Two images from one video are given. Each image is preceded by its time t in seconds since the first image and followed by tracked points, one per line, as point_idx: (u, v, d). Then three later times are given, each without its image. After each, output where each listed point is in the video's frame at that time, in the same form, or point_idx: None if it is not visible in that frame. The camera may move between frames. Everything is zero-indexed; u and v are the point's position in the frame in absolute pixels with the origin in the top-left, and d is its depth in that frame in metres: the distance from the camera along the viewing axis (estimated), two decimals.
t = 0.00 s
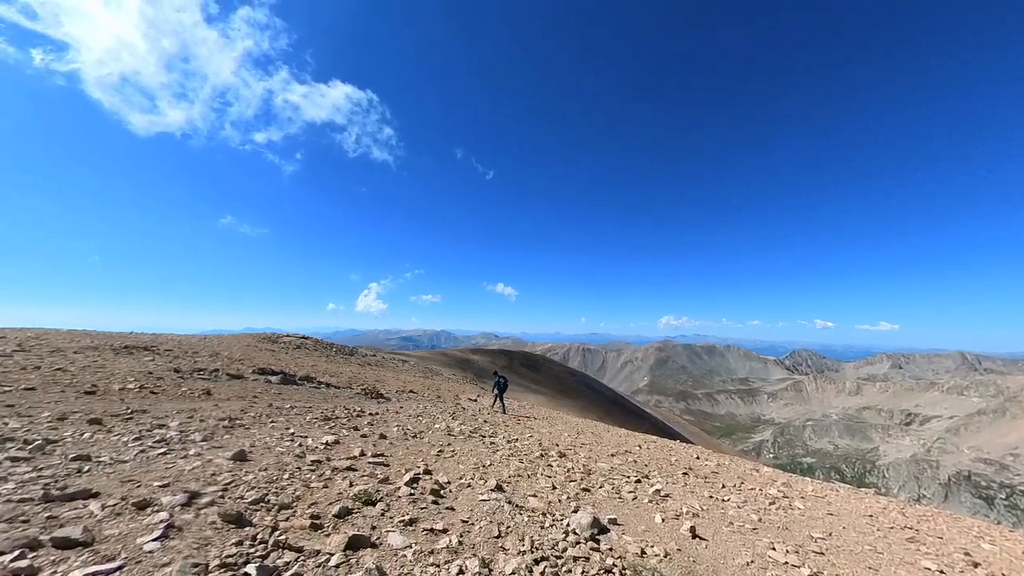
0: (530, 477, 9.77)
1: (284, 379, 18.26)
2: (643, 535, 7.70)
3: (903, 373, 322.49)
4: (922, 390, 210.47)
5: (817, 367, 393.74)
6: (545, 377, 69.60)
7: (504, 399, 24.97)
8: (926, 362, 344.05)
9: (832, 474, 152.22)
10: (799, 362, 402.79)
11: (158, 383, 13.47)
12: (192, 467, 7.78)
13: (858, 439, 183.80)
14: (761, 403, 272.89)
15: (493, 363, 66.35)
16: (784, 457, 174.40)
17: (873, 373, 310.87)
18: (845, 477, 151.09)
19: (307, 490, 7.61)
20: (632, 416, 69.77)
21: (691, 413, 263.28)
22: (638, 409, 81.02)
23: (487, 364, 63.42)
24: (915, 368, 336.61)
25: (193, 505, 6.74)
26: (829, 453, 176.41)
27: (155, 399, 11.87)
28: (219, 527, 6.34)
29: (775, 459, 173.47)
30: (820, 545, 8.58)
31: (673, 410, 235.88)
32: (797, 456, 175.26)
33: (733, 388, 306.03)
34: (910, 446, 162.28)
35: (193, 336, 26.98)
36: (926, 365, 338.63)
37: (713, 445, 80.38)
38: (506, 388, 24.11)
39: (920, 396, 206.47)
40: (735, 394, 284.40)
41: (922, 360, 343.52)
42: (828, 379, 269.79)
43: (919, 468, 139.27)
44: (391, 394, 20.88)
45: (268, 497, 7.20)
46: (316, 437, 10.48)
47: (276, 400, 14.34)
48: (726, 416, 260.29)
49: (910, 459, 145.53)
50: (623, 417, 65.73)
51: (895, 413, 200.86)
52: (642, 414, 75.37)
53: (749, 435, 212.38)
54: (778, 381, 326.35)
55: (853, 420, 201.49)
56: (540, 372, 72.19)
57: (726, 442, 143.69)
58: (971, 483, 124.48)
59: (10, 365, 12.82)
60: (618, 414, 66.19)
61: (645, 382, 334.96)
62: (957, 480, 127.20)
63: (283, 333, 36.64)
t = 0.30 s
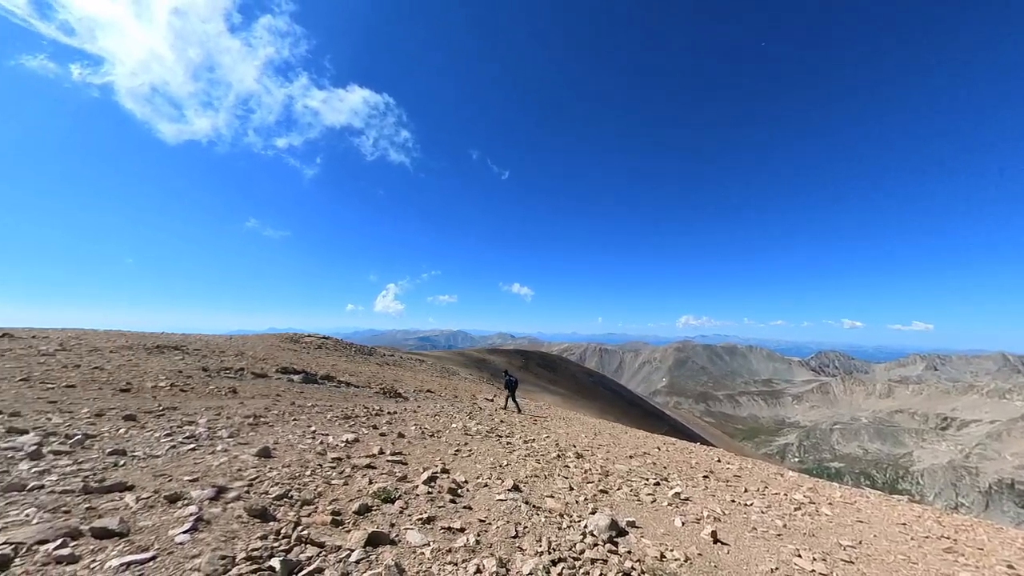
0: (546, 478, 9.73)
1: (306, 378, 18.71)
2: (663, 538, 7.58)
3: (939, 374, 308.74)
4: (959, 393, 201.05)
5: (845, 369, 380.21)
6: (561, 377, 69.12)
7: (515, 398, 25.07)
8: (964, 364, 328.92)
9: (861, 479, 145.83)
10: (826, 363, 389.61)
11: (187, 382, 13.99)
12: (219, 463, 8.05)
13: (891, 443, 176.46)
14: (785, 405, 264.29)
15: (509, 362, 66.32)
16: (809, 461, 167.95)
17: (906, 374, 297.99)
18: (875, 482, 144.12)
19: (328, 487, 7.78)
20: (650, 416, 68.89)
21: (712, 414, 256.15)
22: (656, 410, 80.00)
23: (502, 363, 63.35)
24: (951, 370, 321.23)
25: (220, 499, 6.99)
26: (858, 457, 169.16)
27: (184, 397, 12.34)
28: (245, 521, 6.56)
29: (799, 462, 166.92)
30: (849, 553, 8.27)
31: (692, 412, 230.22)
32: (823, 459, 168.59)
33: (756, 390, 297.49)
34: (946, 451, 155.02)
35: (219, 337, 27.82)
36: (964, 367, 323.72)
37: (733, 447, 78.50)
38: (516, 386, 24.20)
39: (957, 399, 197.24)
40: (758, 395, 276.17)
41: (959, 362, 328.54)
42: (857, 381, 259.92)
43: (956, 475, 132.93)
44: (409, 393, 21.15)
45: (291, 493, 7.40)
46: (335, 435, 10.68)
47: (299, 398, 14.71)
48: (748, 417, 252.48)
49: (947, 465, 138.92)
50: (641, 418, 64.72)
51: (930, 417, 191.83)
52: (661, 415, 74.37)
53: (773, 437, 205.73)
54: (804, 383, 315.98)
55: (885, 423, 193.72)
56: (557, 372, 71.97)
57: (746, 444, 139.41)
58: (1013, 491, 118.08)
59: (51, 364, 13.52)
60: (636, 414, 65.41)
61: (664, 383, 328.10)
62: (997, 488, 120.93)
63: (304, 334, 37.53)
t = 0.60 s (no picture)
0: (563, 479, 9.67)
1: (326, 376, 19.15)
2: (682, 542, 7.44)
3: (979, 376, 294.36)
4: (1001, 397, 191.17)
5: (876, 371, 365.50)
6: (577, 378, 68.55)
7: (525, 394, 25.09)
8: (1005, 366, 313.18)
9: (892, 485, 139.98)
10: (855, 364, 375.41)
11: (215, 380, 14.51)
12: (244, 459, 8.32)
13: (926, 448, 168.89)
14: (811, 407, 255.08)
15: (524, 362, 66.13)
16: (836, 465, 161.19)
17: (941, 376, 284.69)
18: (909, 489, 137.79)
19: (348, 484, 7.93)
20: (669, 417, 67.96)
21: (734, 415, 249.07)
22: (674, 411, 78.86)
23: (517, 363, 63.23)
24: (991, 372, 305.32)
25: (246, 494, 7.22)
26: (890, 463, 161.64)
27: (212, 395, 12.79)
28: (269, 516, 6.74)
29: (825, 466, 160.46)
30: (880, 562, 7.95)
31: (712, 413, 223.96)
32: (852, 464, 161.79)
33: (780, 392, 288.21)
34: (987, 458, 147.48)
35: (243, 337, 28.61)
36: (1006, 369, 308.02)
37: (753, 450, 76.57)
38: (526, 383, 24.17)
39: (999, 404, 187.59)
40: (782, 397, 267.38)
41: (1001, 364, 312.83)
42: (888, 383, 249.45)
43: (997, 482, 126.42)
44: (427, 393, 21.37)
45: (313, 489, 7.59)
46: (355, 433, 10.89)
47: (320, 397, 15.05)
48: (771, 419, 244.39)
49: (987, 473, 132.21)
50: (659, 419, 63.58)
51: (968, 422, 182.62)
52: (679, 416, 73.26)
53: (798, 440, 198.65)
54: (832, 385, 305.13)
55: (920, 428, 185.59)
56: (573, 372, 71.73)
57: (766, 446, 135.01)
58: None
59: (90, 362, 14.23)
60: (653, 415, 64.57)
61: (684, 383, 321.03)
62: None
63: (324, 334, 38.37)
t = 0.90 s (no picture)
0: (581, 480, 9.60)
1: (346, 376, 19.51)
2: (703, 546, 7.29)
3: None
4: None
5: (909, 372, 350.50)
6: (593, 378, 67.89)
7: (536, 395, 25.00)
8: None
9: (927, 492, 134.09)
10: (887, 365, 360.68)
11: (240, 379, 14.98)
12: (269, 455, 8.57)
13: (965, 454, 160.98)
14: (841, 409, 246.38)
15: (540, 361, 65.99)
16: (866, 470, 154.41)
17: (980, 378, 271.32)
18: (945, 496, 131.70)
19: (367, 482, 8.07)
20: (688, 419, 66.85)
21: (758, 417, 241.59)
22: (694, 412, 77.54)
23: (532, 363, 63.06)
24: None
25: (270, 489, 7.43)
26: (925, 469, 154.08)
27: (237, 393, 13.21)
28: (293, 511, 6.93)
29: (854, 471, 153.95)
30: (914, 573, 7.60)
31: (733, 415, 217.61)
32: (883, 469, 155.37)
33: (806, 393, 278.85)
34: None
35: (266, 337, 29.37)
36: None
37: (773, 453, 74.69)
38: (537, 384, 24.03)
39: None
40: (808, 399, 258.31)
41: None
42: (922, 386, 238.71)
43: None
44: (444, 392, 21.55)
45: (333, 486, 7.75)
46: (374, 432, 11.05)
47: (340, 396, 15.35)
48: (797, 422, 235.98)
49: None
50: (677, 420, 62.43)
51: (1011, 427, 173.21)
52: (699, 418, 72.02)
53: (826, 443, 191.99)
54: (861, 387, 293.95)
55: (959, 433, 177.03)
56: (591, 372, 71.34)
57: (789, 449, 130.50)
58: None
59: (125, 361, 14.89)
60: (673, 417, 63.58)
61: (705, 384, 313.31)
62: None
63: (344, 334, 39.13)
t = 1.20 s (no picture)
0: (599, 481, 9.50)
1: (366, 375, 19.86)
2: (725, 552, 7.12)
3: None
4: None
5: (945, 374, 334.90)
6: (610, 378, 67.14)
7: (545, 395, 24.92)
8: None
9: (965, 500, 128.07)
10: (924, 366, 345.44)
11: (264, 378, 15.42)
12: (291, 452, 8.77)
13: (1008, 460, 152.91)
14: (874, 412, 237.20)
15: (557, 361, 65.82)
16: (898, 476, 147.63)
17: None
18: (985, 504, 125.54)
19: (386, 480, 8.19)
20: (708, 420, 65.65)
21: (783, 420, 233.76)
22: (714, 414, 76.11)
23: (547, 362, 62.77)
24: None
25: (293, 485, 7.62)
26: (962, 476, 146.58)
27: (261, 391, 13.60)
28: (315, 507, 7.09)
29: (886, 476, 147.28)
30: None
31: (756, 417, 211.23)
32: (918, 474, 149.03)
33: (834, 396, 269.05)
34: None
35: (287, 337, 30.11)
36: None
37: (796, 456, 72.55)
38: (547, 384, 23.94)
39: None
40: (836, 401, 249.25)
41: None
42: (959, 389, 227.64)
43: None
44: (461, 392, 21.70)
45: (353, 483, 7.89)
46: (392, 430, 11.20)
47: (359, 394, 15.62)
48: (823, 425, 227.65)
49: None
50: (696, 422, 61.13)
51: None
52: (719, 419, 70.66)
53: (857, 447, 185.26)
54: (894, 389, 282.32)
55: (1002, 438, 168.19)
56: (608, 372, 70.86)
57: (813, 453, 125.91)
58: None
59: (157, 360, 15.52)
60: (692, 418, 62.55)
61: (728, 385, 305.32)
62: None
63: (362, 334, 39.84)
